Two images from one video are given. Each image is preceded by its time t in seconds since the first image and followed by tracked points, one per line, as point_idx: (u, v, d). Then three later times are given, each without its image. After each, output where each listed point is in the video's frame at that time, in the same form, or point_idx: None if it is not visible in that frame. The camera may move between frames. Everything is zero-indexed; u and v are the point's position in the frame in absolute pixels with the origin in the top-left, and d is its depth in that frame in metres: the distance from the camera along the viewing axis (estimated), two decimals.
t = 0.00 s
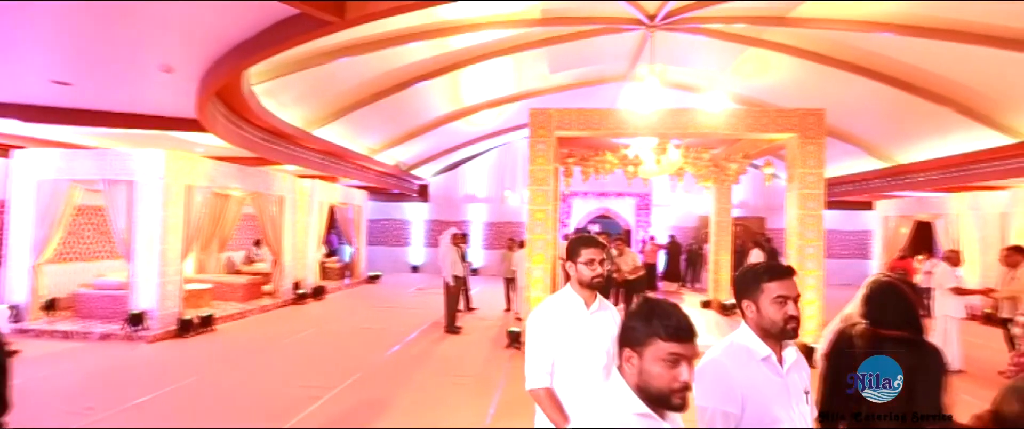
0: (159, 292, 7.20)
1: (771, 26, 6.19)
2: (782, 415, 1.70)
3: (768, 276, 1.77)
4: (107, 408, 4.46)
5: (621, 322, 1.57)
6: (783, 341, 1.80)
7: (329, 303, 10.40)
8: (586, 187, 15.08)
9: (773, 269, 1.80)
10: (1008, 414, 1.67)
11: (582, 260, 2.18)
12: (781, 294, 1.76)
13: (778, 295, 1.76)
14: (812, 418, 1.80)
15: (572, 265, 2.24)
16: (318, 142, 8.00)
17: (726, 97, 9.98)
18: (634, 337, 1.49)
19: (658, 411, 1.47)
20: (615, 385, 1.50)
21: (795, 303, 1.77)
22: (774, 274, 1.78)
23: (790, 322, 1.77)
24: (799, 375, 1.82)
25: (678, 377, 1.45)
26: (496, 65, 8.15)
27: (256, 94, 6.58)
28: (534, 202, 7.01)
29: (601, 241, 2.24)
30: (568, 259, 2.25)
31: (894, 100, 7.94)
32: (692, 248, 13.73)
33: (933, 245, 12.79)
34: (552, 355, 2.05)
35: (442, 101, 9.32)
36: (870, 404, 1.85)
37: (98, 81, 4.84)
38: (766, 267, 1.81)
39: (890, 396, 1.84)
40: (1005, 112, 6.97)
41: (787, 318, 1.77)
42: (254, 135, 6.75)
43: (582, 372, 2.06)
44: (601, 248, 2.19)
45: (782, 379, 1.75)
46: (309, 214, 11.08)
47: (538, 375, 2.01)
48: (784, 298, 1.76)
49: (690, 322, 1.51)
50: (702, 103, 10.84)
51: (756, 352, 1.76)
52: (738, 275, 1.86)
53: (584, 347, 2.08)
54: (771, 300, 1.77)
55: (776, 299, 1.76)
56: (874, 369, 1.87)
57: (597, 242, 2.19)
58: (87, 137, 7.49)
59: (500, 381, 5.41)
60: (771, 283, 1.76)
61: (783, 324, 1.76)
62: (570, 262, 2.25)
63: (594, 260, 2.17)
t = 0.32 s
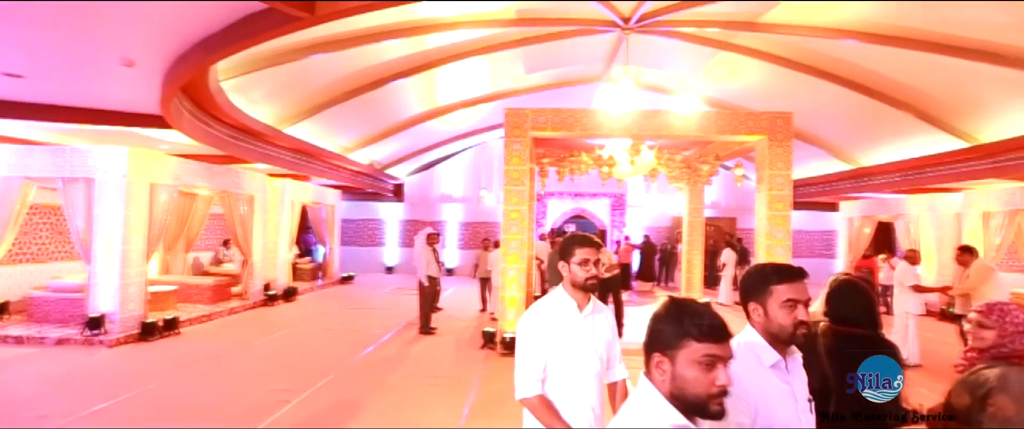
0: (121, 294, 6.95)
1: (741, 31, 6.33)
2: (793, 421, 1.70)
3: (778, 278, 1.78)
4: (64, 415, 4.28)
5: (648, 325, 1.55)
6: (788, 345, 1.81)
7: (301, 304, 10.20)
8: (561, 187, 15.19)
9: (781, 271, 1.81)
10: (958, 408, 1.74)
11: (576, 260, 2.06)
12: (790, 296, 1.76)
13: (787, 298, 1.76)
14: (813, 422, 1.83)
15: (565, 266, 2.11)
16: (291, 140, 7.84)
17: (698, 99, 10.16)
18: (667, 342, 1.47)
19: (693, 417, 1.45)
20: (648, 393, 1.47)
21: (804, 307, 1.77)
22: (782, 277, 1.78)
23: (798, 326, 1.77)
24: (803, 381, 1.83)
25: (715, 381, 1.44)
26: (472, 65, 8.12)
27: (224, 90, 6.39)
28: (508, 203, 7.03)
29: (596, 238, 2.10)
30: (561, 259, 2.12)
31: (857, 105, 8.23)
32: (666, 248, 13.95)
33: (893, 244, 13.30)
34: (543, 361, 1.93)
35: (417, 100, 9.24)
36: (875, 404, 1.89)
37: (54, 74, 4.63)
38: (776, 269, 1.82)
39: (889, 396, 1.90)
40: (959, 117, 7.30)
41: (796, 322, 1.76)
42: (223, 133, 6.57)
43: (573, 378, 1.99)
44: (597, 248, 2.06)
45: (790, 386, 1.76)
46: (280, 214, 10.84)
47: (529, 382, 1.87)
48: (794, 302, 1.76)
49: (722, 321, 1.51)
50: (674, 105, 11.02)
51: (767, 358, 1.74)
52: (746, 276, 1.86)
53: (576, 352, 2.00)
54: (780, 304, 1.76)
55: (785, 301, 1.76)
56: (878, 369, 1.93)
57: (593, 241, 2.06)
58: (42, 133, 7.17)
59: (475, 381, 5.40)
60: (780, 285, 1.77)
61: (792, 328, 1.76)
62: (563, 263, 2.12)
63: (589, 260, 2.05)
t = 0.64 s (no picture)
0: (79, 296, 6.67)
1: (713, 36, 6.49)
2: None
3: (794, 287, 1.74)
4: (15, 422, 4.08)
5: (678, 333, 1.47)
6: (804, 357, 1.77)
7: (272, 305, 9.97)
8: (538, 187, 15.25)
9: (797, 280, 1.77)
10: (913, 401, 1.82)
11: (566, 268, 1.90)
12: (806, 306, 1.72)
13: (804, 308, 1.72)
14: None
15: (554, 275, 1.95)
16: (262, 137, 7.65)
17: (671, 102, 10.34)
18: (699, 353, 1.39)
19: None
20: (676, 408, 1.39)
21: (822, 316, 1.73)
22: (799, 286, 1.74)
23: (815, 338, 1.73)
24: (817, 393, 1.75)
25: (752, 397, 1.36)
26: (449, 64, 8.09)
27: (191, 85, 6.20)
28: (484, 203, 7.02)
29: (587, 245, 1.97)
30: (550, 267, 1.96)
31: (824, 110, 8.49)
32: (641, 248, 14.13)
33: (857, 245, 13.76)
34: (535, 377, 1.78)
35: (393, 98, 9.14)
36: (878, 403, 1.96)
37: (7, 65, 4.42)
38: (792, 278, 1.78)
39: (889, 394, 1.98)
40: (918, 123, 7.60)
41: (814, 333, 1.72)
42: (191, 129, 6.37)
43: (567, 396, 1.83)
44: (588, 254, 1.92)
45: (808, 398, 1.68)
46: (250, 213, 10.57)
47: (521, 401, 1.75)
48: (811, 312, 1.72)
49: (757, 331, 1.42)
50: (648, 107, 11.18)
51: (785, 371, 1.66)
52: (759, 285, 1.83)
53: (569, 367, 1.85)
54: (798, 314, 1.72)
55: (802, 312, 1.72)
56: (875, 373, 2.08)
57: (584, 248, 1.92)
58: None
59: (449, 382, 5.38)
60: (797, 294, 1.73)
61: (809, 340, 1.72)
62: (551, 271, 1.96)
63: (580, 267, 1.89)
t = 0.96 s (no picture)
0: (34, 299, 6.38)
1: (689, 41, 6.61)
2: None
3: (820, 297, 1.67)
4: None
5: (709, 358, 1.34)
6: (837, 371, 1.65)
7: (242, 308, 9.73)
8: (515, 189, 15.27)
9: (825, 291, 1.70)
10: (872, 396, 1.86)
11: (557, 274, 1.87)
12: (834, 317, 1.63)
13: (832, 319, 1.64)
14: None
15: (545, 281, 1.91)
16: (233, 135, 7.45)
17: (647, 106, 10.47)
18: (736, 387, 1.26)
19: None
20: None
21: (852, 328, 1.64)
22: (826, 296, 1.68)
23: (845, 350, 1.63)
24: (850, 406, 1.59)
25: None
26: (427, 64, 8.02)
27: (159, 81, 6.01)
28: (460, 204, 7.00)
29: (578, 252, 1.95)
30: (540, 273, 1.92)
31: (794, 116, 8.73)
32: (617, 250, 14.27)
33: (825, 247, 14.16)
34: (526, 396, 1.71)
35: (370, 98, 9.03)
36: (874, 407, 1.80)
37: None
38: (819, 288, 1.71)
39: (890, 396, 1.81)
40: (882, 129, 7.88)
41: (845, 346, 1.63)
42: (158, 126, 6.18)
43: (559, 412, 1.76)
44: (579, 259, 1.90)
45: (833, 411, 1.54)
46: (221, 213, 10.31)
47: (512, 423, 1.68)
48: (839, 323, 1.63)
49: (802, 358, 1.28)
50: (624, 110, 11.30)
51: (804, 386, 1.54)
52: (784, 296, 1.76)
53: (562, 380, 1.79)
54: (826, 325, 1.64)
55: (830, 323, 1.64)
56: (874, 368, 1.85)
57: (576, 255, 1.91)
58: None
59: (423, 384, 5.33)
60: (824, 305, 1.66)
61: (839, 352, 1.62)
62: (542, 278, 1.92)
63: (573, 273, 1.87)
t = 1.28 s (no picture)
0: None
1: (664, 44, 6.70)
2: None
3: (839, 297, 1.56)
4: None
5: (758, 375, 1.33)
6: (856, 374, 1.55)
7: (211, 310, 9.45)
8: (492, 189, 15.26)
9: (844, 290, 1.58)
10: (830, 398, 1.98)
11: (554, 277, 1.71)
12: (853, 318, 1.53)
13: (850, 320, 1.53)
14: None
15: (540, 285, 1.74)
16: (202, 133, 7.24)
17: (623, 108, 10.59)
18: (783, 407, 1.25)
19: None
20: None
21: (873, 329, 1.53)
22: (846, 295, 1.56)
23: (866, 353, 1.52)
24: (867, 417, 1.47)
25: None
26: (403, 62, 7.95)
27: (123, 75, 5.80)
28: (437, 205, 6.96)
29: (576, 253, 1.80)
30: (535, 276, 1.75)
31: (765, 120, 8.93)
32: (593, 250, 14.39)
33: (793, 248, 14.55)
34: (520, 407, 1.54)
35: (346, 96, 8.90)
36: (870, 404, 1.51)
37: None
38: (838, 287, 1.59)
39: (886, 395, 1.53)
40: (848, 134, 8.14)
41: (865, 349, 1.52)
42: (121, 122, 5.98)
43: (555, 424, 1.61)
44: (577, 262, 1.74)
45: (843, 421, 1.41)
46: (189, 213, 10.04)
47: None
48: (859, 324, 1.52)
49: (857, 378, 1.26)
50: (600, 112, 11.40)
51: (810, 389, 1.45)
52: (800, 294, 1.66)
53: (558, 390, 1.65)
54: (843, 326, 1.54)
55: (848, 323, 1.53)
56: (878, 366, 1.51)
57: (573, 256, 1.75)
58: None
59: (398, 386, 5.29)
60: (843, 305, 1.55)
61: (856, 355, 1.52)
62: (536, 280, 1.75)
63: (570, 277, 1.71)
